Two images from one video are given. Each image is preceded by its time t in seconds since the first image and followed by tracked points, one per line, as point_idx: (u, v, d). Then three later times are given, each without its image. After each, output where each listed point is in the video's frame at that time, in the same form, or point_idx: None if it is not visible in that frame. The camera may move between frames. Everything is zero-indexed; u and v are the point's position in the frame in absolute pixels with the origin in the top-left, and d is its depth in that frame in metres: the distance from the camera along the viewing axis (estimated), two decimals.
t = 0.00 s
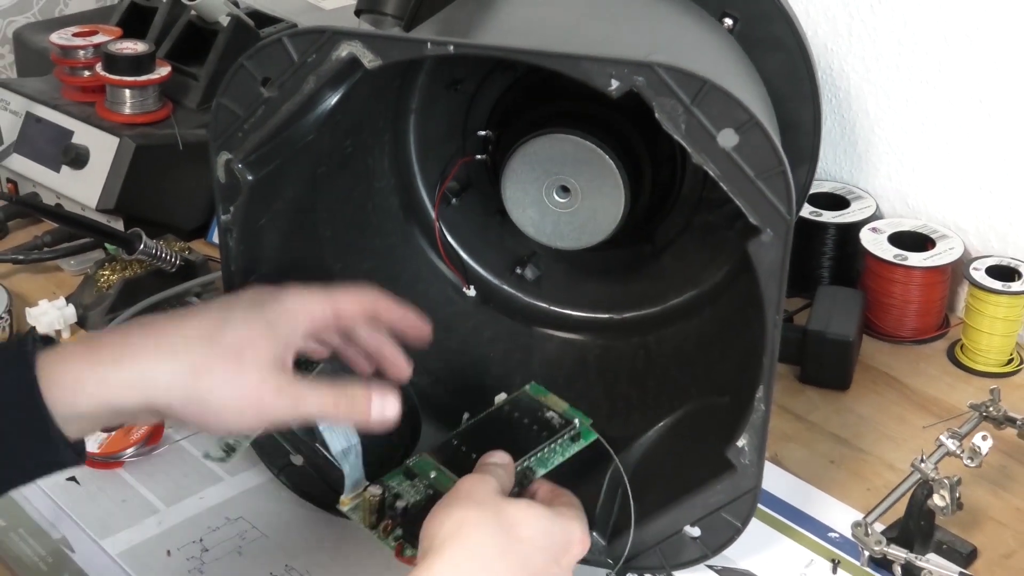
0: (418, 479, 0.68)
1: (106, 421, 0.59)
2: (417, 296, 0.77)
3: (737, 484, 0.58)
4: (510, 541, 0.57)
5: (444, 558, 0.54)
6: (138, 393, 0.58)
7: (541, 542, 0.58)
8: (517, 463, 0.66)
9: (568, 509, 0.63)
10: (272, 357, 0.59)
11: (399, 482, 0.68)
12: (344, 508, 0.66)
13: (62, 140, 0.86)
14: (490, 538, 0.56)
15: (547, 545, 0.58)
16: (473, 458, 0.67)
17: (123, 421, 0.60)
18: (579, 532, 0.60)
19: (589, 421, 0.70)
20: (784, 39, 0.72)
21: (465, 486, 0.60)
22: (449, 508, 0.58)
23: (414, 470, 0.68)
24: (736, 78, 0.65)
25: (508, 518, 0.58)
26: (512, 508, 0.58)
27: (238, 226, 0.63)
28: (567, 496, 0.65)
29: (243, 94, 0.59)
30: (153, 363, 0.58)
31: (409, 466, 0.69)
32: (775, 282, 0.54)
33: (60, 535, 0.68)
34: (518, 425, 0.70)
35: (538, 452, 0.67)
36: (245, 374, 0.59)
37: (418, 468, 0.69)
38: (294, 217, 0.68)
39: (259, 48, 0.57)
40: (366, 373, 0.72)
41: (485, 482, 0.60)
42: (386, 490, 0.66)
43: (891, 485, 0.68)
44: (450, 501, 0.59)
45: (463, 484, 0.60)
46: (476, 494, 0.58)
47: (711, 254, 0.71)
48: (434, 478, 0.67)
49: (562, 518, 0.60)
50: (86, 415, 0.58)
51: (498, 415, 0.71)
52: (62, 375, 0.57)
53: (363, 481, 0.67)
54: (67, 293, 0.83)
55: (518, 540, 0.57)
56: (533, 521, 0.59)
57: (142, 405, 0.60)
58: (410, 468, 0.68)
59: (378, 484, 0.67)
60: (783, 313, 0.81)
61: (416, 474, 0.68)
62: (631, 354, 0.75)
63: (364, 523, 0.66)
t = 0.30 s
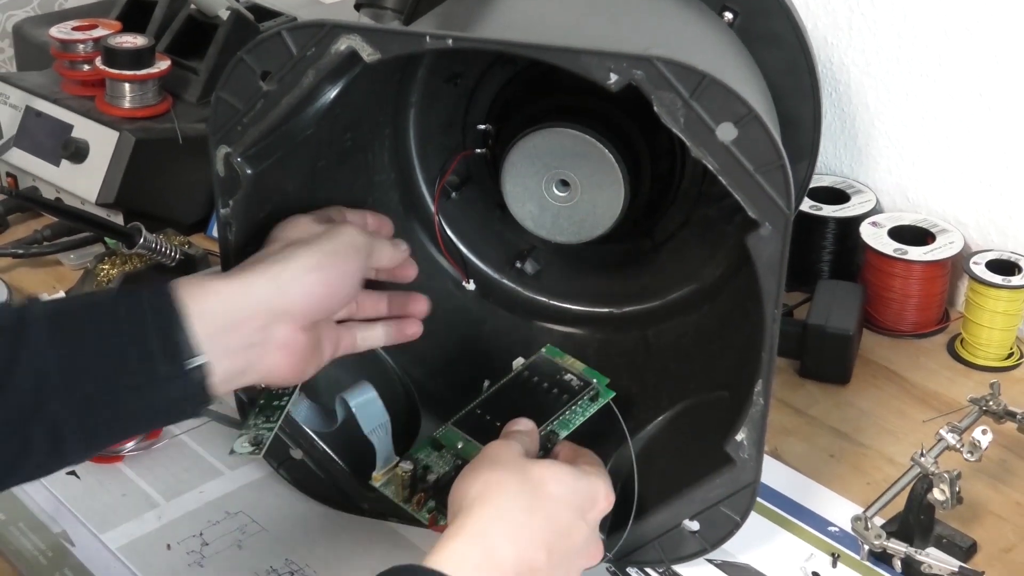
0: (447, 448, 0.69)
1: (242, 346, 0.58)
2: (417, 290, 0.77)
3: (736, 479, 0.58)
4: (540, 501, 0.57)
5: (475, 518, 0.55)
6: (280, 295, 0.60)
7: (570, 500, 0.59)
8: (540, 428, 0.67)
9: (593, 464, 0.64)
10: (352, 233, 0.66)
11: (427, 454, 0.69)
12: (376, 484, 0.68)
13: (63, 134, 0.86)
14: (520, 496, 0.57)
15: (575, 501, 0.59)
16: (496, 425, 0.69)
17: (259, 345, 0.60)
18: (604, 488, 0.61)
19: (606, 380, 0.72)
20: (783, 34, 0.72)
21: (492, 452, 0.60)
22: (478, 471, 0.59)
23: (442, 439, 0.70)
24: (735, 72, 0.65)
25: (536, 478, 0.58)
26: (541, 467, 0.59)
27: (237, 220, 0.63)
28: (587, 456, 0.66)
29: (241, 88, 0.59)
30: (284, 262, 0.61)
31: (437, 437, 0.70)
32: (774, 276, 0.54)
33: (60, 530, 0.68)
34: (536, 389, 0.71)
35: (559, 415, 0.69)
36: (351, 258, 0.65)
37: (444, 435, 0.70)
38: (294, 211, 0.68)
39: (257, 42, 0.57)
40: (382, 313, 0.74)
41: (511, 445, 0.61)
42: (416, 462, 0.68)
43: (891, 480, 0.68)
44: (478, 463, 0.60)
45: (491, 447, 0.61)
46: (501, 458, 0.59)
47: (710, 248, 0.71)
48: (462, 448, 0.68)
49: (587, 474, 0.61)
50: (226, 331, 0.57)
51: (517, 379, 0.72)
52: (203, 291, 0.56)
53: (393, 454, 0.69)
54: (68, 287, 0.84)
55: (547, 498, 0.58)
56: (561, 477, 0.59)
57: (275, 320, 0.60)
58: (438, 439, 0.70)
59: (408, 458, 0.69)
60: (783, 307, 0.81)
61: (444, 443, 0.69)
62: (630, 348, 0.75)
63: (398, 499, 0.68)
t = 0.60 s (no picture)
0: (460, 422, 0.71)
1: (370, 308, 0.60)
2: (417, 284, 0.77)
3: (736, 473, 0.58)
4: (544, 471, 0.57)
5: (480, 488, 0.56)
6: (406, 270, 0.64)
7: (575, 466, 0.59)
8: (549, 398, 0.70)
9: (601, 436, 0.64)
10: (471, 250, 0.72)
11: (440, 430, 0.72)
12: (396, 462, 0.71)
13: (63, 128, 0.86)
14: (525, 467, 0.57)
15: (581, 468, 0.59)
16: (507, 397, 0.71)
17: (385, 312, 0.62)
18: (608, 455, 0.61)
19: (608, 349, 0.75)
20: (784, 27, 0.72)
21: (499, 427, 0.61)
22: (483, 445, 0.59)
23: (455, 412, 0.72)
24: (736, 65, 0.65)
25: (540, 450, 0.59)
26: (544, 437, 0.59)
27: (235, 215, 0.63)
28: (599, 425, 0.67)
29: (240, 82, 0.59)
30: (415, 246, 0.65)
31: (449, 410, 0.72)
32: (774, 270, 0.54)
33: (60, 524, 0.67)
34: (543, 361, 0.74)
35: (568, 385, 0.71)
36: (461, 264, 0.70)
37: (457, 407, 0.72)
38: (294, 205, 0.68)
39: (256, 35, 0.57)
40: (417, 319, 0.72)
41: (517, 418, 0.62)
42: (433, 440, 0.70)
43: (891, 474, 0.68)
44: (486, 437, 0.61)
45: (498, 420, 0.62)
46: (507, 433, 0.60)
47: (711, 241, 0.71)
48: (474, 422, 0.70)
49: (592, 441, 0.61)
50: (362, 290, 0.59)
51: (525, 353, 0.75)
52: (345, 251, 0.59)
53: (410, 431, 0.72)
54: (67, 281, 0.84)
55: (551, 468, 0.58)
56: (567, 448, 0.59)
57: (399, 295, 0.64)
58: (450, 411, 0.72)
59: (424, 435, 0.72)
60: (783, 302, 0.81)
61: (459, 416, 0.71)
62: (629, 342, 0.76)
63: (418, 475, 0.69)
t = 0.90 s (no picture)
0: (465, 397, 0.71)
1: (371, 302, 0.63)
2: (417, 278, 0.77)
3: (736, 466, 0.58)
4: (542, 444, 0.58)
5: (478, 462, 0.56)
6: (407, 266, 0.65)
7: (572, 441, 0.59)
8: (556, 371, 0.71)
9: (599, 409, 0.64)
10: (490, 258, 0.72)
11: (444, 404, 0.72)
12: (398, 435, 0.70)
13: (63, 121, 0.86)
14: (523, 440, 0.58)
15: (578, 442, 0.60)
16: (510, 371, 0.72)
17: (385, 307, 0.65)
18: (606, 429, 0.62)
19: (613, 322, 0.76)
20: (784, 21, 0.72)
21: (497, 402, 0.62)
22: (482, 419, 0.60)
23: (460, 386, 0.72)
24: (736, 58, 0.65)
25: (537, 424, 0.59)
26: (542, 412, 0.60)
27: (234, 208, 0.63)
28: (601, 402, 0.68)
29: (239, 75, 0.59)
30: (419, 242, 0.66)
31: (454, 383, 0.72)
32: (773, 265, 0.54)
33: (60, 517, 0.67)
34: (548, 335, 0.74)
35: (573, 358, 0.72)
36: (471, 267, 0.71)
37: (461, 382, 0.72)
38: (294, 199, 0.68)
39: (256, 28, 0.57)
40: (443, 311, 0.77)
41: (516, 394, 0.62)
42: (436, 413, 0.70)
43: (891, 467, 0.68)
44: (484, 411, 0.61)
45: (497, 397, 0.62)
46: (505, 408, 0.60)
47: (711, 235, 0.71)
48: (478, 397, 0.70)
49: (590, 415, 0.62)
50: (363, 286, 0.61)
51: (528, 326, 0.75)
52: (348, 246, 0.60)
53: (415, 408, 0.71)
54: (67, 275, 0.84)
55: (549, 442, 0.58)
56: (566, 421, 0.60)
57: (400, 289, 0.66)
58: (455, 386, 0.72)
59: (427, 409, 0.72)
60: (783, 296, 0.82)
61: (463, 391, 0.71)
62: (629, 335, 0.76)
63: (419, 449, 0.70)
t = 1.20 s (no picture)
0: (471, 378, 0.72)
1: (353, 291, 0.64)
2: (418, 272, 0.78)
3: (732, 460, 0.58)
4: (537, 412, 0.59)
5: (472, 430, 0.57)
6: (389, 255, 0.66)
7: (569, 407, 0.60)
8: (556, 343, 0.71)
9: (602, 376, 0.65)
10: (484, 255, 0.71)
11: (454, 388, 0.72)
12: (409, 421, 0.71)
13: (63, 116, 0.86)
14: (517, 410, 0.58)
15: (575, 407, 0.60)
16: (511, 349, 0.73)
17: (368, 296, 0.66)
18: (605, 394, 0.62)
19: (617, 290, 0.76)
20: (783, 15, 0.72)
21: (494, 375, 0.62)
22: (478, 392, 0.61)
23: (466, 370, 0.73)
24: (734, 53, 0.65)
25: (533, 394, 0.60)
26: (538, 381, 0.60)
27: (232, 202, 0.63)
28: (607, 369, 0.68)
29: (236, 69, 0.58)
30: (401, 231, 0.66)
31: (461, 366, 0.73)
32: (768, 260, 0.54)
33: (60, 512, 0.67)
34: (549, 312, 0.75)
35: (575, 327, 0.73)
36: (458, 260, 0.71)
37: (468, 365, 0.73)
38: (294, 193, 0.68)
39: (252, 22, 0.57)
40: (466, 306, 0.79)
41: (511, 368, 0.63)
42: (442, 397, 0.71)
43: (890, 462, 0.68)
44: (482, 384, 0.62)
45: (495, 370, 0.63)
46: (501, 381, 0.61)
47: (710, 231, 0.71)
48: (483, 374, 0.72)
49: (588, 382, 0.62)
50: (345, 275, 0.62)
51: (534, 304, 0.76)
52: (331, 234, 0.60)
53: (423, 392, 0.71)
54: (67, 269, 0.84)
55: (545, 410, 0.59)
56: (563, 389, 0.60)
57: (383, 278, 0.67)
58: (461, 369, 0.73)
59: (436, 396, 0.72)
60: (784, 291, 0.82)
61: (470, 374, 0.72)
62: (628, 329, 0.76)
63: (427, 432, 0.70)
